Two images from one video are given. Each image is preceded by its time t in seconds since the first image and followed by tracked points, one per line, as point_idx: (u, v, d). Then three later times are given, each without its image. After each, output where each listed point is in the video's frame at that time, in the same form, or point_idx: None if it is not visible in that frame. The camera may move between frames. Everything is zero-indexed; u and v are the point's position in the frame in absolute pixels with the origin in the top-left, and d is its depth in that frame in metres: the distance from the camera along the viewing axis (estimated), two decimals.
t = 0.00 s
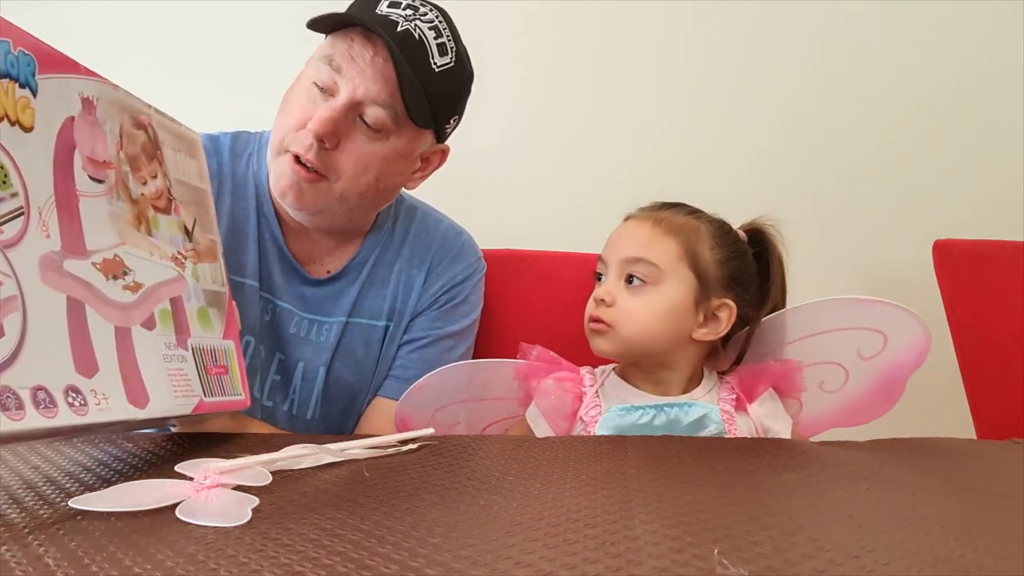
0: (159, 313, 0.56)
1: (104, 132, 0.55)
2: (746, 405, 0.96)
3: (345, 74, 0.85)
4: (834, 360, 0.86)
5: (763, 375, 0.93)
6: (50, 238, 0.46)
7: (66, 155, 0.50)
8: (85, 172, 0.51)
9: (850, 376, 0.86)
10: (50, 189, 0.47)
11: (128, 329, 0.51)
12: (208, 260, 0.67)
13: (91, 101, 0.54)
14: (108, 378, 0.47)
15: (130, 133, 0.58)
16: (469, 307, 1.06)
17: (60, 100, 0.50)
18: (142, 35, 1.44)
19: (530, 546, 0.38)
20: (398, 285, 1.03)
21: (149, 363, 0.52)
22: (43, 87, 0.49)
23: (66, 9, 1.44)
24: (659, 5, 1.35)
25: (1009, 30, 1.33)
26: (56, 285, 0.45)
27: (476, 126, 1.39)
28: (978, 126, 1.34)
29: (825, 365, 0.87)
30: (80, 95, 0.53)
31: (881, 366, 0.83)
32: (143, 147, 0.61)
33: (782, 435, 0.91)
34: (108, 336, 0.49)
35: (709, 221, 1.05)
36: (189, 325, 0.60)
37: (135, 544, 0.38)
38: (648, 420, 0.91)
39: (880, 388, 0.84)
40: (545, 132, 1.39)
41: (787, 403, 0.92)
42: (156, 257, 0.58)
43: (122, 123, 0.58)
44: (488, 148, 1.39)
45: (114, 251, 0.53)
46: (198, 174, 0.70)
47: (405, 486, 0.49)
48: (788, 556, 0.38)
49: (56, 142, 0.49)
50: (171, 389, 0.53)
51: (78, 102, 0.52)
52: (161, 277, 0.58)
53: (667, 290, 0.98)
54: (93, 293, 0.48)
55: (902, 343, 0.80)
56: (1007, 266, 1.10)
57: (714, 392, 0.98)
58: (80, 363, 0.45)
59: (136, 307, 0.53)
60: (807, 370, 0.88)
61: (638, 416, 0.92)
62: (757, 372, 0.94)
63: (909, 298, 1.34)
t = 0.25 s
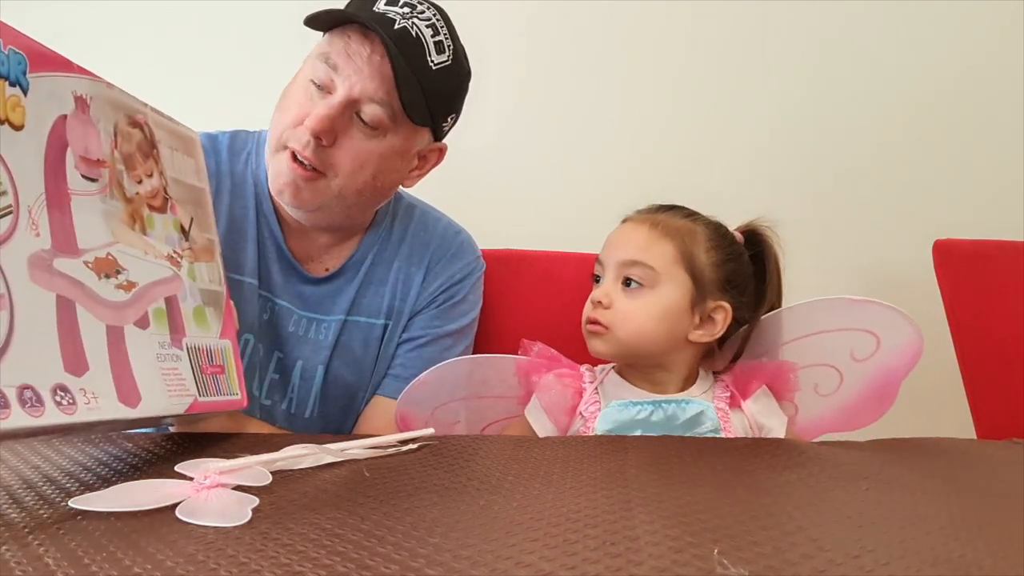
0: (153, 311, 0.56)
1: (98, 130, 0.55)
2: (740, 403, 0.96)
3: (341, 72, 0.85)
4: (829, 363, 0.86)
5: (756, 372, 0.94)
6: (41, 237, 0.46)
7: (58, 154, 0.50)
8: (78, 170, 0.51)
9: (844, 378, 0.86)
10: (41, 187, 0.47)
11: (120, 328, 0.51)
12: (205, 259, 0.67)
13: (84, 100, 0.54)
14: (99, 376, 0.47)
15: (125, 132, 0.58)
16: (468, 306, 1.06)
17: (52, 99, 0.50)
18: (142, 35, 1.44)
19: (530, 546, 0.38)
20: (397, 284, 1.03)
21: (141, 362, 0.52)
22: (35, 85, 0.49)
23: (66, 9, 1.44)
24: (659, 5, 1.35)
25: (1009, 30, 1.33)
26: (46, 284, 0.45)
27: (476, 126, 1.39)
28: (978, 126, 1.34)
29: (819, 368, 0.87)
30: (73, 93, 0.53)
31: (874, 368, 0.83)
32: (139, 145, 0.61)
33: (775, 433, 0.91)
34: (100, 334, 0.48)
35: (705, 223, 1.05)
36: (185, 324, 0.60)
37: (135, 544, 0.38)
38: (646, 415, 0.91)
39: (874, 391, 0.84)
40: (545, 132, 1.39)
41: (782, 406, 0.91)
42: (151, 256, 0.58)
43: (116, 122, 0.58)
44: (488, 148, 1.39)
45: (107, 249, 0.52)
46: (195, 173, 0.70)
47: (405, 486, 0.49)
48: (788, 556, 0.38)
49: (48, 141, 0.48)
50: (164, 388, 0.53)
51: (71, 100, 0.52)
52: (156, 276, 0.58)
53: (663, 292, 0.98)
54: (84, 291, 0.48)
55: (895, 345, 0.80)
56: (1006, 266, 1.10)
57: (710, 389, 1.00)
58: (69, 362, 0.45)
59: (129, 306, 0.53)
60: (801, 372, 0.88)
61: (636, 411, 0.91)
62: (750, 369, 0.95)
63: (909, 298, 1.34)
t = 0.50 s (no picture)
0: (152, 309, 0.56)
1: (99, 127, 0.55)
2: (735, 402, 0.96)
3: (345, 73, 0.86)
4: (822, 364, 0.86)
5: (752, 370, 0.93)
6: (40, 233, 0.46)
7: (59, 150, 0.50)
8: (78, 167, 0.51)
9: (838, 379, 0.85)
10: (41, 183, 0.47)
11: (119, 325, 0.51)
12: (205, 258, 0.67)
13: (86, 96, 0.54)
14: (97, 373, 0.47)
15: (127, 129, 0.59)
16: (468, 306, 1.06)
17: (54, 95, 0.50)
18: (142, 35, 1.44)
19: (530, 546, 0.38)
20: (396, 283, 1.03)
21: (139, 359, 0.52)
22: (37, 82, 0.49)
23: (66, 9, 1.44)
24: (660, 5, 1.36)
25: (1009, 30, 1.33)
26: (45, 279, 0.45)
27: (476, 126, 1.39)
28: (978, 126, 1.34)
29: (812, 369, 0.87)
30: (75, 90, 0.53)
31: (867, 369, 0.83)
32: (140, 143, 0.61)
33: (770, 432, 0.91)
34: (99, 331, 0.48)
35: (703, 226, 1.05)
36: (183, 322, 0.60)
37: (135, 544, 0.38)
38: (643, 414, 0.91)
39: (867, 393, 0.83)
40: (545, 132, 1.39)
41: (778, 406, 0.91)
42: (151, 254, 0.58)
43: (118, 119, 0.58)
44: (488, 148, 1.39)
45: (106, 246, 0.52)
46: (197, 171, 0.70)
47: (405, 486, 0.49)
48: (788, 557, 0.38)
49: (49, 137, 0.48)
50: (162, 386, 0.53)
51: (73, 97, 0.52)
52: (155, 274, 0.58)
53: (660, 295, 0.98)
54: (82, 288, 0.48)
55: (888, 346, 0.80)
56: (1006, 266, 1.10)
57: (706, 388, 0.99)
58: (67, 358, 0.45)
59: (128, 303, 0.53)
60: (794, 373, 0.88)
61: (634, 411, 0.92)
62: (745, 368, 0.95)
63: (909, 298, 1.34)
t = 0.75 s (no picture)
0: (152, 308, 0.56)
1: (100, 126, 0.55)
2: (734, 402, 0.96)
3: (350, 77, 0.85)
4: (819, 366, 0.86)
5: (749, 370, 0.93)
6: (38, 230, 0.46)
7: (59, 148, 0.50)
8: (78, 165, 0.51)
9: (834, 381, 0.85)
10: (41, 180, 0.47)
11: (117, 323, 0.51)
12: (207, 258, 0.67)
13: (87, 95, 0.54)
14: (95, 371, 0.47)
15: (128, 128, 0.59)
16: (468, 306, 1.06)
17: (54, 93, 0.50)
18: (142, 35, 1.44)
19: (530, 546, 0.38)
20: (398, 284, 1.03)
21: (139, 358, 0.52)
22: (37, 79, 0.49)
23: (66, 9, 1.44)
24: (660, 5, 1.36)
25: (1009, 30, 1.33)
26: (42, 276, 0.45)
27: (476, 126, 1.39)
28: (978, 125, 1.34)
29: (808, 370, 0.87)
30: (76, 89, 0.53)
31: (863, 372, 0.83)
32: (141, 142, 0.61)
33: (767, 432, 0.91)
34: (97, 329, 0.48)
35: (703, 229, 1.05)
36: (184, 322, 0.60)
37: (134, 544, 0.38)
38: (642, 415, 0.91)
39: (862, 395, 0.84)
40: (545, 132, 1.39)
41: (775, 407, 0.91)
42: (151, 253, 0.58)
43: (119, 119, 0.58)
44: (488, 148, 1.39)
45: (106, 244, 0.52)
46: (198, 172, 0.70)
47: (405, 486, 0.49)
48: (788, 556, 0.38)
49: (48, 135, 0.48)
50: (161, 386, 0.53)
51: (73, 95, 0.52)
52: (155, 273, 0.58)
53: (660, 299, 0.98)
54: (81, 285, 0.48)
55: (883, 349, 0.80)
56: (1006, 266, 1.10)
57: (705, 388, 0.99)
58: (64, 354, 0.45)
59: (127, 301, 0.53)
60: (791, 375, 0.89)
61: (633, 412, 0.91)
62: (744, 368, 0.94)
63: (909, 298, 1.34)
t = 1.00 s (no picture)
0: (155, 308, 0.56)
1: (102, 126, 0.55)
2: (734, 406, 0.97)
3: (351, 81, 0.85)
4: (817, 375, 0.83)
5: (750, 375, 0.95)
6: (41, 231, 0.46)
7: (61, 149, 0.50)
8: (82, 166, 0.51)
9: (831, 392, 0.82)
10: (44, 181, 0.47)
11: (121, 323, 0.51)
12: (209, 259, 0.68)
13: (90, 96, 0.54)
14: (99, 372, 0.47)
15: (131, 129, 0.59)
16: (469, 307, 1.06)
17: (57, 94, 0.50)
18: (142, 34, 1.44)
19: (529, 546, 0.38)
20: (399, 285, 1.03)
21: (143, 359, 0.52)
22: (40, 80, 0.49)
23: (66, 9, 1.44)
24: (660, 4, 1.35)
25: (1008, 30, 1.33)
26: (47, 277, 0.45)
27: (476, 126, 1.39)
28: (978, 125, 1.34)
29: (806, 380, 0.84)
30: (78, 89, 0.53)
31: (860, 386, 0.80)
32: (144, 143, 0.61)
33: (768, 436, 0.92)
34: (100, 329, 0.48)
35: (705, 236, 1.05)
36: (187, 322, 0.60)
37: (135, 544, 0.38)
38: (643, 418, 0.92)
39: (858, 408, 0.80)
40: (545, 132, 1.39)
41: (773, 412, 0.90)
42: (154, 254, 0.58)
43: (122, 119, 0.58)
44: (488, 148, 1.39)
45: (109, 245, 0.52)
46: (201, 173, 0.70)
47: (405, 486, 0.49)
48: (788, 556, 0.38)
49: (51, 135, 0.48)
50: (165, 386, 0.53)
51: (76, 96, 0.52)
52: (158, 274, 0.58)
53: (663, 307, 0.98)
54: (85, 286, 0.48)
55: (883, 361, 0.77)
56: (1006, 266, 1.10)
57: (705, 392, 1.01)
58: (69, 355, 0.45)
59: (131, 302, 0.53)
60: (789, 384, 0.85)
61: (634, 415, 0.92)
62: (745, 373, 0.96)
63: (908, 298, 1.34)
